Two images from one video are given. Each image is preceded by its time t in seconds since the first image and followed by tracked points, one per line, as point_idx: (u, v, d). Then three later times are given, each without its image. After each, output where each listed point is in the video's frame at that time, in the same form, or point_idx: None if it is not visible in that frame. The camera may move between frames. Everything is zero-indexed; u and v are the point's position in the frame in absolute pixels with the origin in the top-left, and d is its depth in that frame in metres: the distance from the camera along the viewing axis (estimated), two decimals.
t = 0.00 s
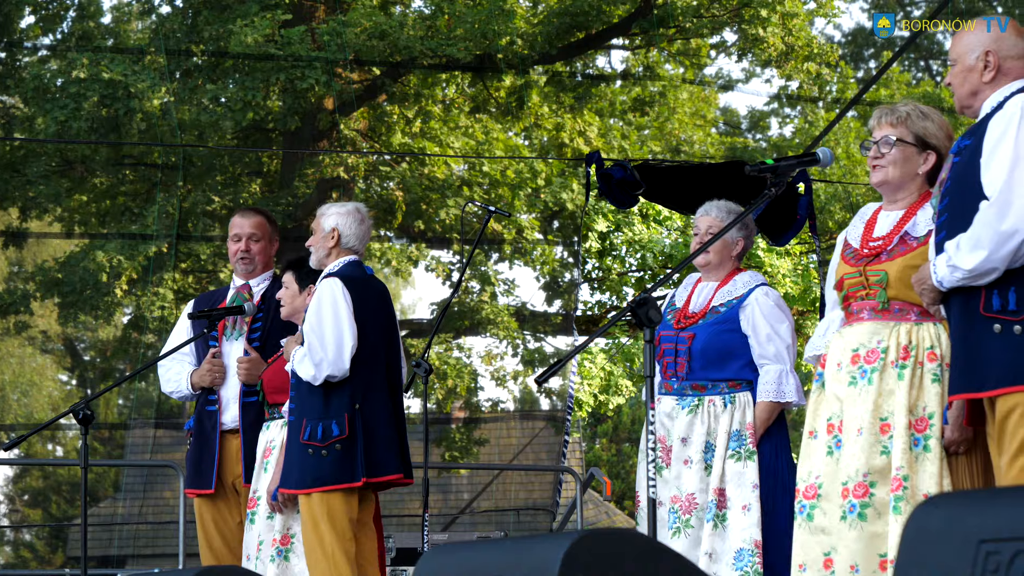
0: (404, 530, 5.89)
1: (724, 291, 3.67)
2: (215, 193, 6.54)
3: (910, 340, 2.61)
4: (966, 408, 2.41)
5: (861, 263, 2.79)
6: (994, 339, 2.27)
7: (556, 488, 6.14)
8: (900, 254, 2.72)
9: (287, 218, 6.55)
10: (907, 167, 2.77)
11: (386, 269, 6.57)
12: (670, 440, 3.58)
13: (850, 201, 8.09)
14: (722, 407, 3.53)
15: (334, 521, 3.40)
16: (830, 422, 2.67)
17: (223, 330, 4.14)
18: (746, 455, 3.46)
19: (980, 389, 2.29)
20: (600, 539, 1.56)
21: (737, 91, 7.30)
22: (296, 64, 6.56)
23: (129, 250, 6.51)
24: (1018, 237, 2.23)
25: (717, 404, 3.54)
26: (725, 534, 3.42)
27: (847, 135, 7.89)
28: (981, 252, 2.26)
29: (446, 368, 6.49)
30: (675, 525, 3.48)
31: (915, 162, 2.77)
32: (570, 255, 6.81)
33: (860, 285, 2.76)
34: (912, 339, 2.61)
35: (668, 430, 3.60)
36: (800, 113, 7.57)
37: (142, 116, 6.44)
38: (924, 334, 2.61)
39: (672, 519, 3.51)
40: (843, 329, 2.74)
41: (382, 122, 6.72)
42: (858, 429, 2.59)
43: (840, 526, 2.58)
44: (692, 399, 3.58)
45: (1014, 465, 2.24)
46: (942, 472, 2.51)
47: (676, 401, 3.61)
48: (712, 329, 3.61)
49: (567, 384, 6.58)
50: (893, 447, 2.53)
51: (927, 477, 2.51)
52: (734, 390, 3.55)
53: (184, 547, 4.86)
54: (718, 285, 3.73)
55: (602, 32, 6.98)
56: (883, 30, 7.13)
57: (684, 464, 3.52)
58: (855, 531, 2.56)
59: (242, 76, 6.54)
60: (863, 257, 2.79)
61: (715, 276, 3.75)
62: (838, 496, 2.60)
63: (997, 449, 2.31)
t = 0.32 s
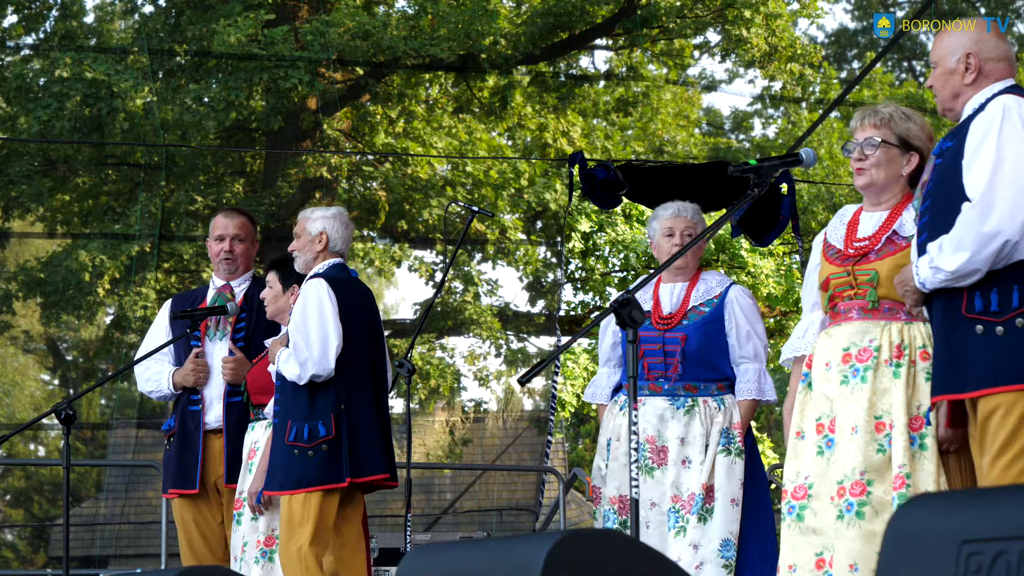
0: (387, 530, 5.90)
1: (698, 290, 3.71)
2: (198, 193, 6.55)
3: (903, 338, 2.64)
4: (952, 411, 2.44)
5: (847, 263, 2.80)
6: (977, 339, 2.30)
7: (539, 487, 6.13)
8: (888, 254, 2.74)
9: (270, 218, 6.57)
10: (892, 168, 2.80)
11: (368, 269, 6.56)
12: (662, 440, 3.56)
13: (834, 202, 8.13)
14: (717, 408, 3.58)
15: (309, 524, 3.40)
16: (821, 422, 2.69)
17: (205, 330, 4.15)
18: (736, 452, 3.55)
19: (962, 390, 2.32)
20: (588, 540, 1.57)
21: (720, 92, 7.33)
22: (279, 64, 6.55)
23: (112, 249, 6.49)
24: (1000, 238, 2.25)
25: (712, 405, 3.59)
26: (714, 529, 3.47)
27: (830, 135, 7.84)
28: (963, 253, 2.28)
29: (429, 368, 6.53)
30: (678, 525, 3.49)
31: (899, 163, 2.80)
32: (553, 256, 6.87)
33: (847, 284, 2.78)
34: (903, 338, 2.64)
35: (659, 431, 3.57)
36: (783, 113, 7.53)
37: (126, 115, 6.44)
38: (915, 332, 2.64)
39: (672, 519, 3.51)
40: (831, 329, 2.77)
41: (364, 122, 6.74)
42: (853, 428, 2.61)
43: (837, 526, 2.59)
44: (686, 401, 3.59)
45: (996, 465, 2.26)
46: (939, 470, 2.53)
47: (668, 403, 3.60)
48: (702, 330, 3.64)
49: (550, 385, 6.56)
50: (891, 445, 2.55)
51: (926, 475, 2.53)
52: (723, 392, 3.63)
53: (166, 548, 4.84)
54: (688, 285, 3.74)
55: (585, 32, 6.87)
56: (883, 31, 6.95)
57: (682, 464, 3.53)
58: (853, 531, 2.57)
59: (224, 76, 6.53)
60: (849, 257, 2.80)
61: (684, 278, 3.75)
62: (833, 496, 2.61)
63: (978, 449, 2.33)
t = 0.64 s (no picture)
0: (368, 530, 5.90)
1: (676, 291, 3.74)
2: (179, 193, 6.52)
3: (884, 340, 2.67)
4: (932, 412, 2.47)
5: (827, 264, 2.83)
6: (958, 341, 2.29)
7: (520, 488, 6.17)
8: (868, 255, 2.77)
9: (250, 218, 6.53)
10: (871, 168, 2.84)
11: (350, 269, 6.54)
12: (655, 439, 3.57)
13: (814, 202, 8.12)
14: (702, 408, 3.66)
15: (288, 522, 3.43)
16: (801, 424, 2.72)
17: (185, 330, 4.16)
18: (726, 454, 3.60)
19: (943, 392, 2.31)
20: (565, 540, 1.59)
21: (702, 93, 7.35)
22: (260, 64, 6.53)
23: (93, 249, 6.51)
24: (980, 239, 2.25)
25: (697, 406, 3.66)
26: (726, 531, 3.49)
27: (810, 136, 7.83)
28: (944, 255, 2.28)
29: (410, 368, 6.53)
30: (681, 526, 3.49)
31: (878, 163, 2.84)
32: (534, 256, 6.89)
33: (827, 285, 2.80)
34: (884, 339, 2.67)
35: (652, 430, 3.58)
36: (764, 114, 7.59)
37: (106, 114, 6.43)
38: (896, 333, 2.68)
39: (674, 519, 3.50)
40: (811, 330, 2.79)
41: (346, 122, 6.73)
42: (835, 429, 2.63)
43: (819, 527, 2.61)
44: (675, 400, 3.63)
45: (975, 466, 2.26)
46: (921, 471, 2.57)
47: (658, 402, 3.62)
48: (690, 330, 3.70)
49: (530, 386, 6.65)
50: (873, 446, 2.59)
51: (908, 476, 2.56)
52: (702, 393, 3.72)
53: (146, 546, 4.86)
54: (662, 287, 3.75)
55: (567, 32, 6.91)
56: (882, 30, 7.29)
57: (680, 463, 3.56)
58: (835, 532, 2.59)
59: (205, 76, 6.51)
60: (829, 257, 2.83)
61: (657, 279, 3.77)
62: (815, 497, 2.64)
63: (957, 450, 2.32)
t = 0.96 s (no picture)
0: (349, 530, 5.90)
1: (656, 283, 3.77)
2: (160, 192, 6.54)
3: (857, 341, 2.70)
4: (911, 411, 2.50)
5: (804, 263, 2.85)
6: (937, 341, 2.31)
7: (501, 488, 6.15)
8: (844, 256, 2.79)
9: (232, 218, 6.53)
10: (848, 168, 2.86)
11: (332, 269, 6.55)
12: (628, 432, 3.61)
13: (796, 202, 8.07)
14: (678, 401, 3.66)
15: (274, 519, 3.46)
16: (777, 424, 2.74)
17: (162, 329, 4.20)
18: (711, 446, 3.64)
19: (925, 391, 2.33)
20: (549, 538, 1.61)
21: (683, 93, 7.18)
22: (242, 64, 6.52)
23: (75, 248, 6.50)
24: (959, 238, 2.26)
25: (673, 398, 3.66)
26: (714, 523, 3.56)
27: (793, 135, 7.93)
28: (923, 254, 2.29)
29: (392, 368, 6.56)
30: (655, 519, 3.53)
31: (856, 164, 2.86)
32: (517, 256, 6.88)
33: (804, 286, 2.83)
34: (858, 340, 2.70)
35: (624, 423, 3.62)
36: (746, 114, 7.41)
37: (88, 113, 6.42)
38: (870, 335, 2.70)
39: (648, 512, 3.54)
40: (788, 331, 2.82)
41: (328, 122, 6.72)
42: (807, 430, 2.66)
43: (790, 528, 2.64)
44: (648, 393, 3.65)
45: (959, 466, 2.28)
46: (891, 472, 2.60)
47: (630, 395, 3.65)
48: (664, 322, 3.70)
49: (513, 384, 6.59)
50: (843, 448, 2.61)
51: (877, 478, 2.59)
52: (682, 385, 3.70)
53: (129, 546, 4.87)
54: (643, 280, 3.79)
55: (549, 32, 6.86)
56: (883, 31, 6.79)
57: (652, 455, 3.59)
58: (806, 532, 2.62)
59: (188, 75, 6.51)
60: (806, 257, 2.85)
61: (640, 273, 3.79)
62: (788, 497, 2.67)
63: (941, 450, 2.34)
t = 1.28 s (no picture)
0: (331, 530, 5.91)
1: (656, 286, 3.85)
2: (143, 191, 6.55)
3: (829, 342, 2.72)
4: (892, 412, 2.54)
5: (781, 264, 2.89)
6: (918, 342, 2.35)
7: (484, 488, 6.16)
8: (818, 257, 2.82)
9: (215, 217, 6.56)
10: (828, 169, 2.90)
11: (314, 269, 6.58)
12: (609, 437, 3.72)
13: (778, 203, 8.07)
14: (668, 407, 3.71)
15: (265, 519, 3.50)
16: (752, 424, 2.77)
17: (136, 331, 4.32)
18: (697, 458, 3.66)
19: (907, 392, 2.36)
20: (536, 539, 1.64)
21: (667, 93, 7.14)
22: (225, 63, 6.54)
23: (57, 247, 6.52)
24: (942, 240, 2.28)
25: (662, 403, 3.72)
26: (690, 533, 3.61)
27: (776, 136, 7.96)
28: (906, 256, 2.32)
29: (375, 368, 6.57)
30: (621, 526, 3.62)
31: (835, 164, 2.90)
32: (499, 256, 6.86)
33: (780, 286, 2.86)
34: (830, 341, 2.72)
35: (607, 428, 3.73)
36: (729, 115, 7.32)
37: (70, 113, 6.46)
38: (842, 336, 2.73)
39: (616, 519, 3.64)
40: (764, 333, 2.85)
41: (311, 122, 6.72)
42: (777, 431, 2.69)
43: (760, 528, 2.68)
44: (635, 398, 3.74)
45: (940, 466, 2.30)
46: (859, 474, 2.62)
47: (617, 400, 3.76)
48: (654, 325, 3.77)
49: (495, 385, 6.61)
50: (812, 449, 2.64)
51: (845, 479, 2.62)
52: (676, 389, 3.74)
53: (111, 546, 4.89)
54: (650, 283, 3.90)
55: (532, 33, 6.83)
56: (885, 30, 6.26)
57: (628, 462, 3.68)
58: (774, 534, 2.66)
59: (170, 75, 6.51)
60: (784, 258, 2.89)
61: (647, 276, 3.92)
62: (759, 498, 2.70)
63: (923, 451, 2.36)
